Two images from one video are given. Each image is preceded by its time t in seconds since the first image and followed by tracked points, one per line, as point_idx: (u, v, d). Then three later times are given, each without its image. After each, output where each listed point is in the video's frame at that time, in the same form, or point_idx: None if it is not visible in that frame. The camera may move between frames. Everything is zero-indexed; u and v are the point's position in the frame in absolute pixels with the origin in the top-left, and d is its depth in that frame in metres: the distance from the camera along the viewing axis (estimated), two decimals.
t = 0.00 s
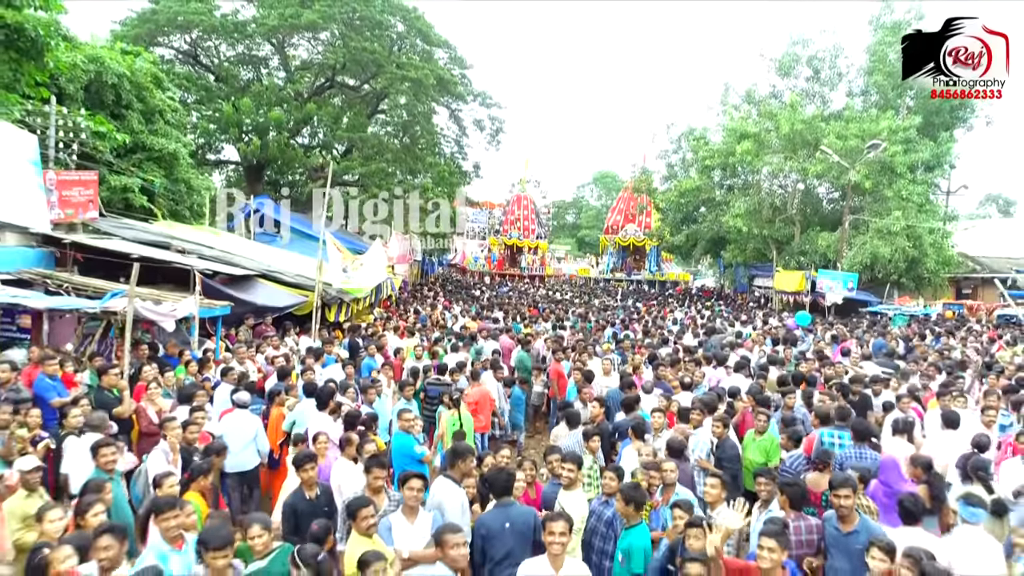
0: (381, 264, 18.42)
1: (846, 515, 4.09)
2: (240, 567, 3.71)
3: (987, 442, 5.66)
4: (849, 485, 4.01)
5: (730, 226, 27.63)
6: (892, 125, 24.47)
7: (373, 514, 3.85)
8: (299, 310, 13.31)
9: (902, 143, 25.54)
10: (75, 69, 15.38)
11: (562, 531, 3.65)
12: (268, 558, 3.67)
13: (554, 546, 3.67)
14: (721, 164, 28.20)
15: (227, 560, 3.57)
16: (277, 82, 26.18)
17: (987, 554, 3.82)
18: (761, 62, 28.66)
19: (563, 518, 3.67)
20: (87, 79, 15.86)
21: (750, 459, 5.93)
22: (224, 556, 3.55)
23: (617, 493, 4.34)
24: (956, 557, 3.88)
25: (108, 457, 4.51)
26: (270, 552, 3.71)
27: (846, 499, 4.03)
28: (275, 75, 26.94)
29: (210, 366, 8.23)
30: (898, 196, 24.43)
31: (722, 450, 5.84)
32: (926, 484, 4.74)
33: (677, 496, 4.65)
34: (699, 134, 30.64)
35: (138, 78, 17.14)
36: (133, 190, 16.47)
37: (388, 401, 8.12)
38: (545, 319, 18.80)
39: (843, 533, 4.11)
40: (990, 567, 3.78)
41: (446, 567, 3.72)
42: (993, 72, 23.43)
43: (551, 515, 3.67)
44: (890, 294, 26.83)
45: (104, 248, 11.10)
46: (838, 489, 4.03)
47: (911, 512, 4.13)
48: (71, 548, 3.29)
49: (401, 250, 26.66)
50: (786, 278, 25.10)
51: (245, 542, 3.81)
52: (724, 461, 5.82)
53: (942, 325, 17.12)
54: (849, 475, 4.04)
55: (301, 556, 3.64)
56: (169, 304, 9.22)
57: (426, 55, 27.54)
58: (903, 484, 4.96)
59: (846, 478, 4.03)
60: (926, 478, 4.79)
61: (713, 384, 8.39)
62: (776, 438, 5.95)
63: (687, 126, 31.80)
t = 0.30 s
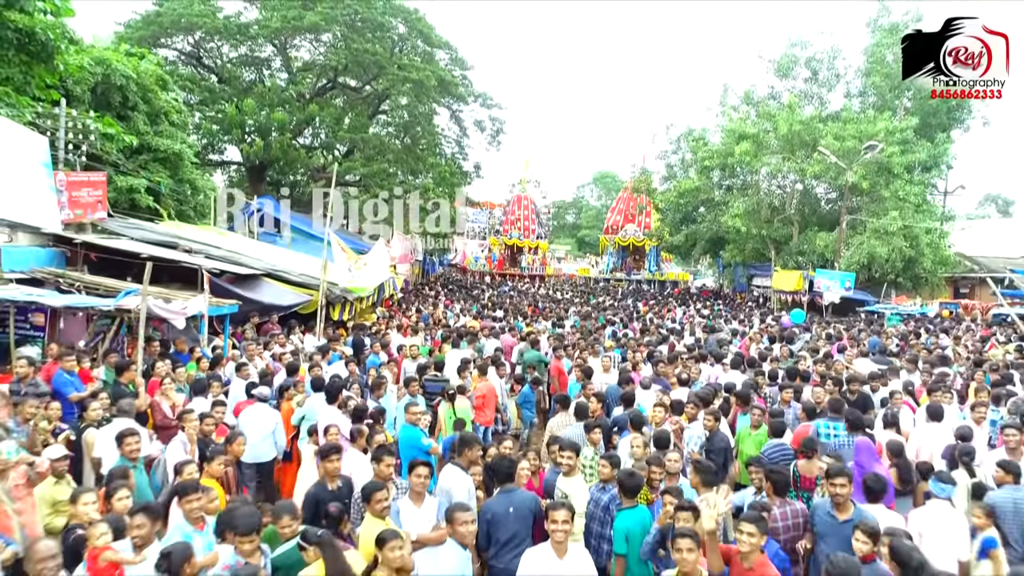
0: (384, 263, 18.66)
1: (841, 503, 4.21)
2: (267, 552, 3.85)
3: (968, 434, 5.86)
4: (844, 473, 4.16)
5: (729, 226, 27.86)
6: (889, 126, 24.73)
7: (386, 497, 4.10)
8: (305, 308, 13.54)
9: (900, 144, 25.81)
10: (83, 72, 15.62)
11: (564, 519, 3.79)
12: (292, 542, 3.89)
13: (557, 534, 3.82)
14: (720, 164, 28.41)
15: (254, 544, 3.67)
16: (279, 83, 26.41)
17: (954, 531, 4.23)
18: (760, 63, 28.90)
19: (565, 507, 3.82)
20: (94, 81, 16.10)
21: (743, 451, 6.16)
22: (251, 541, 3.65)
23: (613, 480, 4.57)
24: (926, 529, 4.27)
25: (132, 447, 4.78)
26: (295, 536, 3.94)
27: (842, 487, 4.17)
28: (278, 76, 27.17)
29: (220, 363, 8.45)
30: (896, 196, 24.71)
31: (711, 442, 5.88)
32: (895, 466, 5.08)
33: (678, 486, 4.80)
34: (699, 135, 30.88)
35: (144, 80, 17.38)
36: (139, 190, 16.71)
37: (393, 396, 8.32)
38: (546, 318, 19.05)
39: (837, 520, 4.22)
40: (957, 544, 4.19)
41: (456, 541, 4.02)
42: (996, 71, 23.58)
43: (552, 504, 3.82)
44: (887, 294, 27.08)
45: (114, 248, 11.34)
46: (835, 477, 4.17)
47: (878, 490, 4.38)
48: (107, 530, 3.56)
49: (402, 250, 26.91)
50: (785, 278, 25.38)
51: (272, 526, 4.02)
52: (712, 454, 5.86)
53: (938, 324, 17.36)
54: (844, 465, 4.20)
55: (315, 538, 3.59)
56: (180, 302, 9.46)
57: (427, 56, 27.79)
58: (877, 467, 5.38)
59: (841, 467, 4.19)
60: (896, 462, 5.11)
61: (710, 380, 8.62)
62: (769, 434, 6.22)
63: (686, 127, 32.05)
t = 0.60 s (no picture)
0: (399, 263, 18.92)
1: (833, 495, 4.38)
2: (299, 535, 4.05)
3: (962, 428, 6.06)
4: (838, 465, 4.32)
5: (741, 226, 27.93)
6: (901, 125, 24.76)
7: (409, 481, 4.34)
8: (322, 307, 13.81)
9: (912, 143, 25.86)
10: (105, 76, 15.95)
11: (565, 508, 3.83)
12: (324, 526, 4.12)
13: (559, 520, 3.86)
14: (731, 165, 28.46)
15: (275, 532, 3.77)
16: (294, 86, 26.75)
17: (944, 509, 4.54)
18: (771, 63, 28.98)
19: (567, 496, 3.86)
20: (116, 85, 16.44)
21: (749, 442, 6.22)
22: (271, 530, 3.76)
23: (622, 470, 4.81)
24: (918, 509, 4.58)
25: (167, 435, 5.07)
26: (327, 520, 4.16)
27: (835, 480, 4.34)
28: (293, 78, 27.50)
29: (244, 359, 8.72)
30: (907, 196, 24.78)
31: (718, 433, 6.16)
32: (892, 455, 5.34)
33: (685, 475, 4.98)
34: (710, 135, 30.97)
35: (163, 83, 17.71)
36: (159, 191, 17.05)
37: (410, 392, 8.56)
38: (558, 317, 19.23)
39: (831, 512, 4.34)
40: (944, 520, 4.52)
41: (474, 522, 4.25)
42: (994, 71, 23.85)
43: (555, 493, 3.88)
44: (900, 293, 27.09)
45: (137, 248, 11.64)
46: (829, 468, 4.33)
47: (868, 472, 4.59)
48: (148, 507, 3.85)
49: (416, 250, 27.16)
50: (796, 277, 25.45)
51: (301, 514, 4.27)
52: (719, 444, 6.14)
53: (949, 323, 17.41)
54: (839, 457, 4.35)
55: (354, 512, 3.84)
56: (203, 300, 9.73)
57: (440, 58, 28.06)
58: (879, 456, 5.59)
59: (836, 459, 4.35)
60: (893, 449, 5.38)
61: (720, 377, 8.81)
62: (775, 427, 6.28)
63: (698, 127, 32.16)
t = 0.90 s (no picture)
0: (404, 263, 19.15)
1: (806, 482, 4.42)
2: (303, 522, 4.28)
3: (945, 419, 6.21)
4: (807, 454, 4.36)
5: (742, 226, 28.12)
6: (902, 126, 24.93)
7: (422, 469, 4.62)
8: (329, 306, 14.05)
9: (912, 144, 26.04)
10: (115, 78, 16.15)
11: (561, 492, 4.04)
12: (334, 514, 4.32)
13: (555, 504, 4.06)
14: (733, 165, 28.59)
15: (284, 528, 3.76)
16: (299, 87, 26.99)
17: (916, 490, 4.78)
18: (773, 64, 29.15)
19: (562, 482, 4.07)
20: (125, 87, 16.65)
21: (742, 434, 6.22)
22: (279, 527, 3.74)
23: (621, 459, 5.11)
24: (892, 491, 4.77)
25: (187, 427, 5.34)
26: (336, 508, 4.36)
27: (806, 468, 4.38)
28: (298, 79, 27.73)
29: (255, 355, 8.96)
30: (908, 196, 24.94)
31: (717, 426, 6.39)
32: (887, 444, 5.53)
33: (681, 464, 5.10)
34: (712, 135, 31.14)
35: (171, 85, 17.93)
36: (167, 192, 17.30)
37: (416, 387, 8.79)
38: (561, 317, 19.45)
39: (805, 498, 4.40)
40: (917, 500, 4.75)
41: (482, 510, 4.44)
42: (995, 71, 23.91)
43: (552, 479, 4.08)
44: (901, 293, 27.27)
45: (149, 248, 11.87)
46: (799, 456, 4.37)
47: (863, 459, 4.77)
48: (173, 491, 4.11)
49: (420, 250, 27.42)
50: (797, 277, 25.66)
51: (311, 504, 4.44)
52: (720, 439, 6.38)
53: (948, 322, 17.62)
54: (806, 445, 4.40)
55: (385, 494, 4.13)
56: (215, 299, 9.97)
57: (443, 59, 28.30)
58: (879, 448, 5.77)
59: (805, 447, 4.39)
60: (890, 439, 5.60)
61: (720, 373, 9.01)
62: (769, 419, 6.29)
63: (700, 127, 32.35)
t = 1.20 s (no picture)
0: (407, 263, 19.35)
1: (787, 470, 4.62)
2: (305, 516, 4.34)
3: (933, 413, 6.35)
4: (791, 445, 4.56)
5: (743, 226, 28.28)
6: (901, 126, 25.11)
7: (434, 457, 4.87)
8: (334, 304, 14.26)
9: (912, 144, 26.24)
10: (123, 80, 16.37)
11: (563, 478, 4.24)
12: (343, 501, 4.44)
13: (558, 488, 4.26)
14: (734, 165, 28.73)
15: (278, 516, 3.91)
16: (302, 88, 27.19)
17: (890, 468, 4.82)
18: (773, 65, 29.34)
19: (565, 468, 4.27)
20: (132, 89, 16.87)
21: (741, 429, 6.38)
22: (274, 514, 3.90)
23: (621, 449, 5.41)
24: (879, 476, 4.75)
25: (204, 419, 5.62)
26: (344, 497, 4.47)
27: (789, 458, 4.58)
28: (301, 80, 27.95)
29: (264, 352, 9.16)
30: (908, 196, 25.09)
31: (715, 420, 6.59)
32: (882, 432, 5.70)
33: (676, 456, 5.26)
34: (713, 135, 31.31)
35: (177, 86, 18.16)
36: (173, 192, 17.52)
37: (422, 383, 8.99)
38: (562, 315, 19.65)
39: (785, 485, 4.60)
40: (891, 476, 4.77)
41: (491, 500, 4.56)
42: (995, 71, 24.05)
43: (554, 466, 4.27)
44: (900, 292, 27.46)
45: (158, 247, 12.08)
46: (783, 447, 4.57)
47: (862, 444, 4.91)
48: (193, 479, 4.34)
49: (422, 250, 27.60)
50: (797, 276, 25.85)
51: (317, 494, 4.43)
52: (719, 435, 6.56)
53: (946, 321, 17.81)
54: (791, 437, 4.60)
55: (399, 482, 4.31)
56: (224, 297, 10.17)
57: (446, 60, 28.50)
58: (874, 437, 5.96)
59: (790, 439, 4.59)
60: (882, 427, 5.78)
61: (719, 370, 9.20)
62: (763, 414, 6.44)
63: (701, 128, 32.54)
